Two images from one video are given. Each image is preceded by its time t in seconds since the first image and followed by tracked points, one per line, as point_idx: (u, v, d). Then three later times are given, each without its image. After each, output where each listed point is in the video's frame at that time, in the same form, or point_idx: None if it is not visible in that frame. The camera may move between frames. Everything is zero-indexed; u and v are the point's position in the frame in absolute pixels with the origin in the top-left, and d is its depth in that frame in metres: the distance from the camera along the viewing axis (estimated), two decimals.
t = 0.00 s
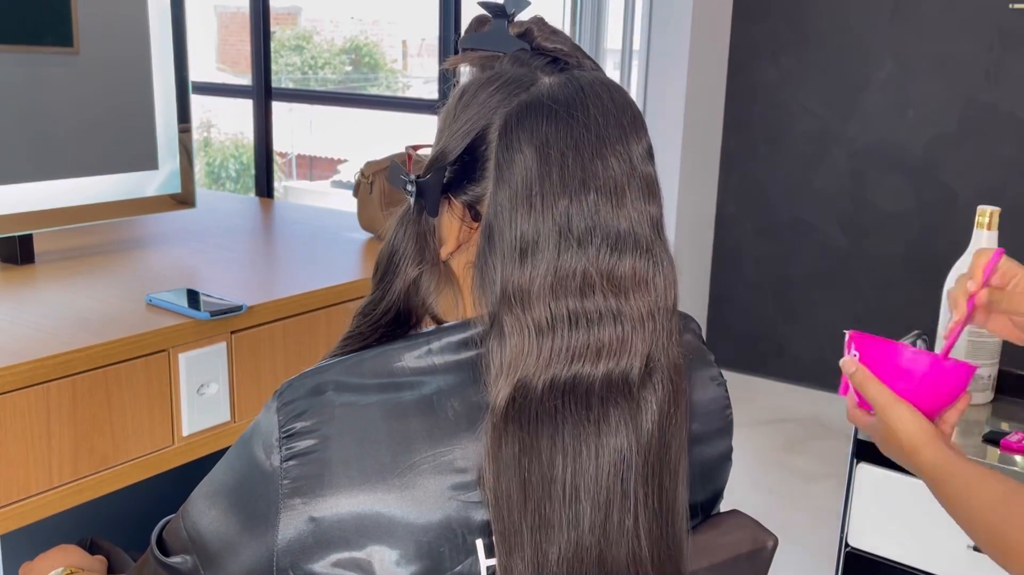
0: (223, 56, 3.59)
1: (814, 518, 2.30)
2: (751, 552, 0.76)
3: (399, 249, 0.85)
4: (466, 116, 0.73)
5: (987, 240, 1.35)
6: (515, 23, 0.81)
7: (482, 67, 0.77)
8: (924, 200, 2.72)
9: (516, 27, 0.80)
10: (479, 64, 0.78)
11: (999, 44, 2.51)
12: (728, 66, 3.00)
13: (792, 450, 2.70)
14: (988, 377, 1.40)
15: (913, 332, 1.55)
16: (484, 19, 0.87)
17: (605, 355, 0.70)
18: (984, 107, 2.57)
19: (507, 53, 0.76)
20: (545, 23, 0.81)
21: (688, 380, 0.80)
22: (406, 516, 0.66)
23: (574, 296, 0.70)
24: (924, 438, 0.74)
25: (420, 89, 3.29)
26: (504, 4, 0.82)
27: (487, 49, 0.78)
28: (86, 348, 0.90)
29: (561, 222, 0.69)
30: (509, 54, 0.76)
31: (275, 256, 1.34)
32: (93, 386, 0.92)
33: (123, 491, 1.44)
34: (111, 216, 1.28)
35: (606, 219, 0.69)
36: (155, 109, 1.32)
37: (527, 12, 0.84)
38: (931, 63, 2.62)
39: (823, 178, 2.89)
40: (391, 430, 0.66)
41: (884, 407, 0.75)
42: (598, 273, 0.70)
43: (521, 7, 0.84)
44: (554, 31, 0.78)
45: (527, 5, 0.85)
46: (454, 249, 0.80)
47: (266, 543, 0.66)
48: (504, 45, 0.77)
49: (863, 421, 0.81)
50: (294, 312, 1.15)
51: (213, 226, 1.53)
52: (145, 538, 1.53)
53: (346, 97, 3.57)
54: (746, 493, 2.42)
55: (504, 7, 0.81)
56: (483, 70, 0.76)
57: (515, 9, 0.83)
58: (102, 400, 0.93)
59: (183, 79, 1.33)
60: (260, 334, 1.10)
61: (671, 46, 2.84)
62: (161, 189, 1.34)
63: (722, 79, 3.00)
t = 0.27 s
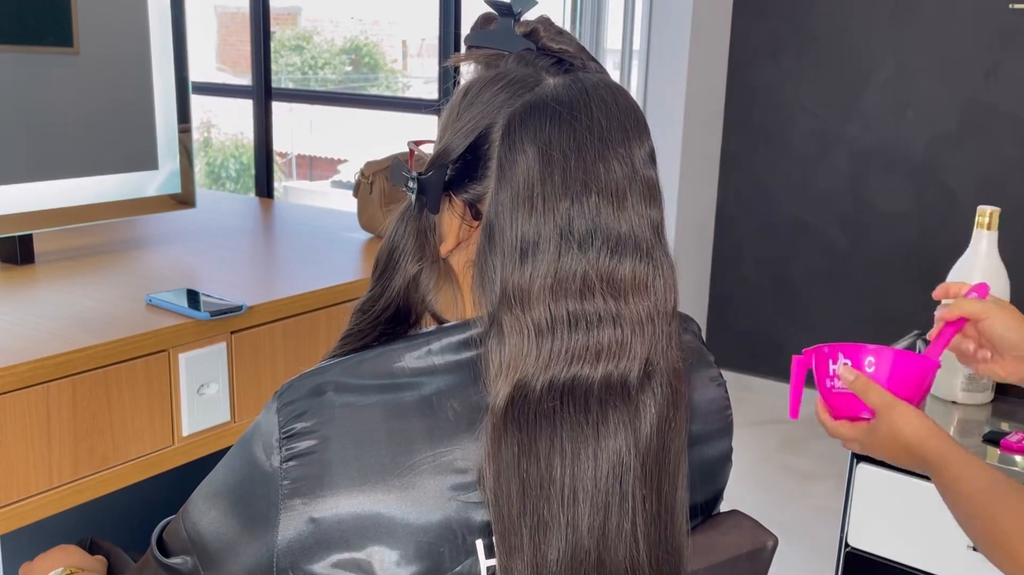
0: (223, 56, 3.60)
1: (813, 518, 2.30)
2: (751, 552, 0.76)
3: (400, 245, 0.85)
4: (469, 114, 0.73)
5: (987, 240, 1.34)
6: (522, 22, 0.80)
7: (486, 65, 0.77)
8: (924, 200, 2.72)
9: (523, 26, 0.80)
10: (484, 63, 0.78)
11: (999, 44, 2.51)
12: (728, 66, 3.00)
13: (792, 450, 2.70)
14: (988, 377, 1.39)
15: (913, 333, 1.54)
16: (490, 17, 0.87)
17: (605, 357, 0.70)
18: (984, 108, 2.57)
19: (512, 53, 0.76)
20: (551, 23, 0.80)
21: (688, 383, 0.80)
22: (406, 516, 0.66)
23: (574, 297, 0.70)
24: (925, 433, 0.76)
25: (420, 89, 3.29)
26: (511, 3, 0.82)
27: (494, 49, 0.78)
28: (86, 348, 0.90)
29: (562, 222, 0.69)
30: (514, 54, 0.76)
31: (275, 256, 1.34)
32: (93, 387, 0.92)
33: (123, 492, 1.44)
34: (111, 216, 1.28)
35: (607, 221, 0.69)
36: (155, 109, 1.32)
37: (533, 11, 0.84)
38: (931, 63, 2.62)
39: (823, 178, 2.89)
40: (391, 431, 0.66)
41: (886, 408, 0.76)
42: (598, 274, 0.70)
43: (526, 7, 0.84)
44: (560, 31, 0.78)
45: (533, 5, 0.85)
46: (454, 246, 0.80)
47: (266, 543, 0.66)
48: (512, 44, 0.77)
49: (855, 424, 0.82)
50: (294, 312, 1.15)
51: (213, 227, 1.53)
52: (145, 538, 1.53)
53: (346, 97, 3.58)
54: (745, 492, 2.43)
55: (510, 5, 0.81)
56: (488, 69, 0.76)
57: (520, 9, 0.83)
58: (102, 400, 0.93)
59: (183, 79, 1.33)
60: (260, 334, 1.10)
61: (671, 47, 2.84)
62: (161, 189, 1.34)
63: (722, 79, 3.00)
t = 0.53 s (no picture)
0: (223, 56, 3.59)
1: (814, 518, 2.30)
2: (750, 552, 0.76)
3: (401, 242, 0.85)
4: (473, 112, 0.73)
5: (987, 241, 1.35)
6: (527, 23, 0.81)
7: (490, 64, 0.77)
8: (924, 200, 2.72)
9: (527, 27, 0.80)
10: (488, 62, 0.78)
11: (999, 44, 2.51)
12: (728, 66, 3.00)
13: (792, 450, 2.70)
14: (988, 377, 1.39)
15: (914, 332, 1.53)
16: (495, 17, 0.87)
17: (605, 356, 0.70)
18: (984, 107, 2.57)
19: (515, 52, 0.76)
20: (555, 24, 0.81)
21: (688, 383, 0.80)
22: (406, 516, 0.66)
23: (575, 296, 0.70)
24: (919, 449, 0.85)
25: (420, 89, 3.29)
26: (516, 3, 0.82)
27: (498, 48, 0.78)
28: (86, 348, 0.90)
29: (563, 221, 0.69)
30: (517, 53, 0.76)
31: (275, 256, 1.34)
32: (93, 387, 0.92)
33: (123, 491, 1.44)
34: (111, 216, 1.28)
35: (609, 221, 0.70)
36: (155, 109, 1.32)
37: (537, 11, 0.84)
38: (931, 63, 2.63)
39: (823, 178, 2.89)
40: (391, 431, 0.66)
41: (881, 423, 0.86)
42: (599, 273, 0.70)
43: (532, 7, 0.84)
44: (564, 32, 0.78)
45: (538, 5, 0.85)
46: (455, 242, 0.80)
47: (266, 543, 0.66)
48: (515, 43, 0.77)
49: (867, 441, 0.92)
50: (294, 312, 1.15)
51: (213, 227, 1.53)
52: (145, 538, 1.53)
53: (346, 97, 3.58)
54: (745, 492, 2.43)
55: (516, 6, 0.82)
56: (492, 68, 0.76)
57: (526, 9, 0.83)
58: (102, 400, 0.93)
59: (183, 79, 1.33)
60: (260, 334, 1.10)
61: (671, 46, 2.84)
62: (161, 189, 1.34)
63: (723, 79, 3.00)
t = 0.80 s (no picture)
0: (223, 56, 3.59)
1: (814, 518, 2.30)
2: (750, 552, 0.76)
3: (400, 243, 0.85)
4: (472, 112, 0.73)
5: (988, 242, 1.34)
6: (525, 23, 0.81)
7: (489, 65, 0.77)
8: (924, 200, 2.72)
9: (525, 27, 0.80)
10: (486, 63, 0.78)
11: (999, 44, 2.51)
12: (728, 66, 3.00)
13: (792, 450, 2.70)
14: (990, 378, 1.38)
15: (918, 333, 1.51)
16: (493, 17, 0.87)
17: (605, 355, 0.70)
18: (984, 107, 2.57)
19: (514, 53, 0.76)
20: (554, 24, 0.81)
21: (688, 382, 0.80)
22: (406, 516, 0.66)
23: (574, 295, 0.70)
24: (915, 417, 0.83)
25: (420, 89, 3.29)
26: (514, 4, 0.82)
27: (496, 49, 0.78)
28: (86, 348, 0.90)
29: (563, 220, 0.69)
30: (516, 54, 0.76)
31: (275, 256, 1.34)
32: (93, 387, 0.92)
33: (123, 491, 1.44)
34: (111, 216, 1.28)
35: (608, 220, 0.70)
36: (155, 109, 1.32)
37: (536, 13, 0.85)
38: (931, 63, 2.63)
39: (823, 178, 2.89)
40: (391, 431, 0.66)
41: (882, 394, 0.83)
42: (599, 272, 0.70)
43: (530, 9, 0.84)
44: (562, 32, 0.78)
45: (537, 7, 0.85)
46: (455, 243, 0.80)
47: (266, 543, 0.66)
48: (514, 44, 0.77)
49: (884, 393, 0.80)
50: (294, 312, 1.15)
51: (213, 226, 1.53)
52: (145, 538, 1.53)
53: (346, 97, 3.58)
54: (744, 492, 2.43)
55: (514, 6, 0.82)
56: (490, 68, 0.76)
57: (524, 11, 0.83)
58: (102, 400, 0.93)
59: (183, 79, 1.33)
60: (259, 334, 1.10)
61: (671, 46, 2.84)
62: (161, 189, 1.34)
63: (722, 79, 3.00)
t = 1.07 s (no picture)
0: (223, 56, 3.59)
1: (813, 518, 2.30)
2: (750, 552, 0.76)
3: (400, 243, 0.85)
4: (472, 112, 0.73)
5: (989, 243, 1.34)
6: (525, 23, 0.81)
7: (488, 65, 0.77)
8: (924, 200, 2.72)
9: (524, 27, 0.80)
10: (486, 62, 0.78)
11: (999, 43, 2.51)
12: (728, 66, 3.00)
13: (792, 450, 2.70)
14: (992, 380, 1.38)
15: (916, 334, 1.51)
16: (492, 17, 0.87)
17: (605, 355, 0.70)
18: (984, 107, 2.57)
19: (513, 53, 0.76)
20: (553, 24, 0.81)
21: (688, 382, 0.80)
22: (406, 515, 0.66)
23: (575, 294, 0.70)
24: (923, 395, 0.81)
25: (420, 89, 3.29)
26: (514, 4, 0.82)
27: (496, 48, 0.78)
28: (86, 348, 0.90)
29: (563, 220, 0.69)
30: (515, 53, 0.76)
31: (276, 256, 1.34)
32: (93, 386, 0.92)
33: (122, 492, 1.44)
34: (111, 216, 1.28)
35: (609, 220, 0.70)
36: (155, 109, 1.32)
37: (536, 13, 0.85)
38: (931, 63, 2.62)
39: (824, 178, 2.89)
40: (391, 431, 0.66)
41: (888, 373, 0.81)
42: (599, 272, 0.70)
43: (530, 9, 0.84)
44: (561, 32, 0.78)
45: (536, 6, 0.85)
46: (455, 243, 0.80)
47: (266, 543, 0.66)
48: (513, 44, 0.77)
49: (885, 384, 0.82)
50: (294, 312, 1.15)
51: (214, 226, 1.53)
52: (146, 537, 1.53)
53: (346, 97, 3.58)
54: (744, 492, 2.43)
55: (513, 6, 0.82)
56: (490, 68, 0.76)
57: (524, 11, 0.83)
58: (102, 400, 0.93)
59: (183, 79, 1.33)
60: (259, 334, 1.10)
61: (671, 46, 2.84)
62: (161, 189, 1.34)
63: (723, 79, 3.00)
